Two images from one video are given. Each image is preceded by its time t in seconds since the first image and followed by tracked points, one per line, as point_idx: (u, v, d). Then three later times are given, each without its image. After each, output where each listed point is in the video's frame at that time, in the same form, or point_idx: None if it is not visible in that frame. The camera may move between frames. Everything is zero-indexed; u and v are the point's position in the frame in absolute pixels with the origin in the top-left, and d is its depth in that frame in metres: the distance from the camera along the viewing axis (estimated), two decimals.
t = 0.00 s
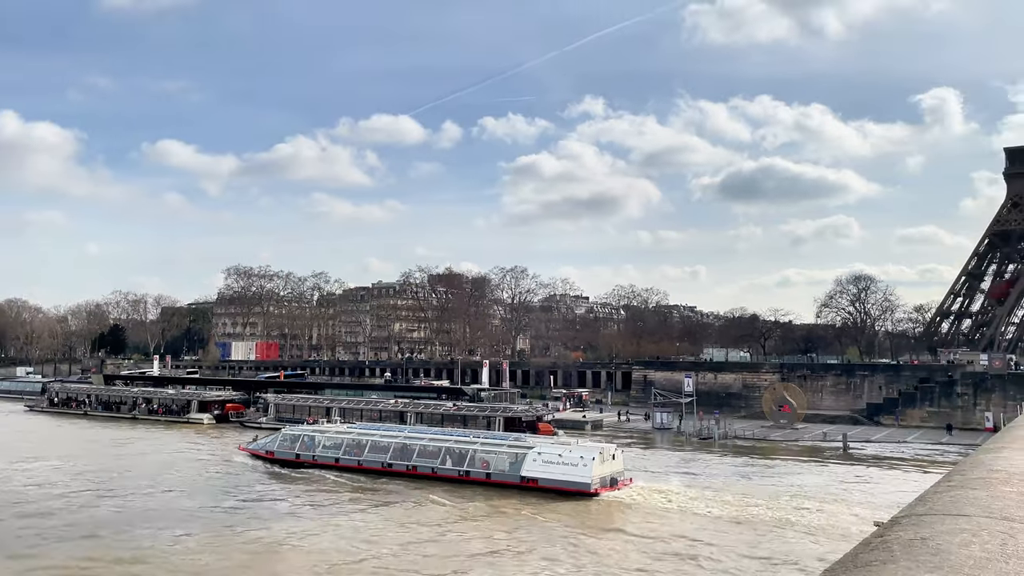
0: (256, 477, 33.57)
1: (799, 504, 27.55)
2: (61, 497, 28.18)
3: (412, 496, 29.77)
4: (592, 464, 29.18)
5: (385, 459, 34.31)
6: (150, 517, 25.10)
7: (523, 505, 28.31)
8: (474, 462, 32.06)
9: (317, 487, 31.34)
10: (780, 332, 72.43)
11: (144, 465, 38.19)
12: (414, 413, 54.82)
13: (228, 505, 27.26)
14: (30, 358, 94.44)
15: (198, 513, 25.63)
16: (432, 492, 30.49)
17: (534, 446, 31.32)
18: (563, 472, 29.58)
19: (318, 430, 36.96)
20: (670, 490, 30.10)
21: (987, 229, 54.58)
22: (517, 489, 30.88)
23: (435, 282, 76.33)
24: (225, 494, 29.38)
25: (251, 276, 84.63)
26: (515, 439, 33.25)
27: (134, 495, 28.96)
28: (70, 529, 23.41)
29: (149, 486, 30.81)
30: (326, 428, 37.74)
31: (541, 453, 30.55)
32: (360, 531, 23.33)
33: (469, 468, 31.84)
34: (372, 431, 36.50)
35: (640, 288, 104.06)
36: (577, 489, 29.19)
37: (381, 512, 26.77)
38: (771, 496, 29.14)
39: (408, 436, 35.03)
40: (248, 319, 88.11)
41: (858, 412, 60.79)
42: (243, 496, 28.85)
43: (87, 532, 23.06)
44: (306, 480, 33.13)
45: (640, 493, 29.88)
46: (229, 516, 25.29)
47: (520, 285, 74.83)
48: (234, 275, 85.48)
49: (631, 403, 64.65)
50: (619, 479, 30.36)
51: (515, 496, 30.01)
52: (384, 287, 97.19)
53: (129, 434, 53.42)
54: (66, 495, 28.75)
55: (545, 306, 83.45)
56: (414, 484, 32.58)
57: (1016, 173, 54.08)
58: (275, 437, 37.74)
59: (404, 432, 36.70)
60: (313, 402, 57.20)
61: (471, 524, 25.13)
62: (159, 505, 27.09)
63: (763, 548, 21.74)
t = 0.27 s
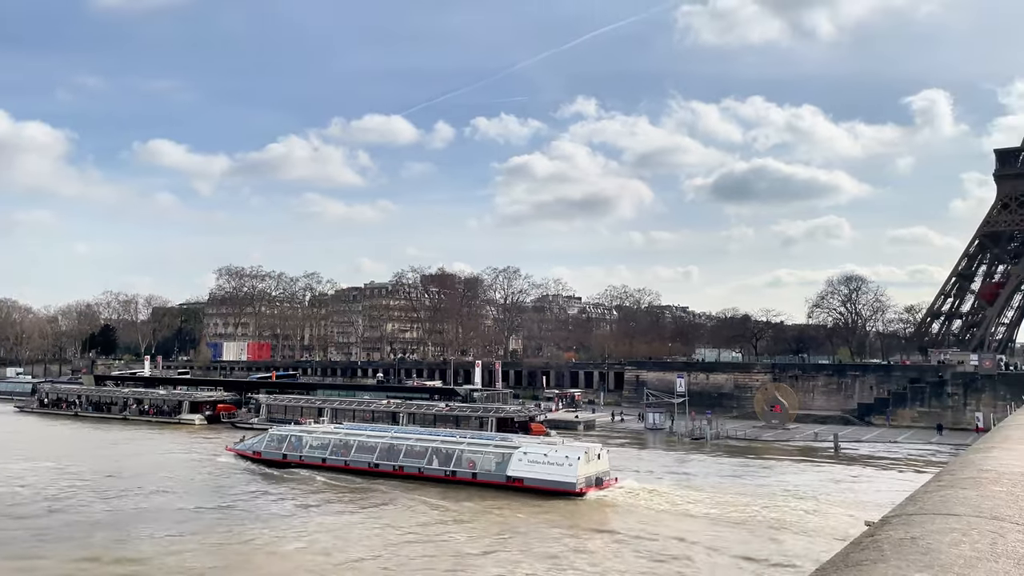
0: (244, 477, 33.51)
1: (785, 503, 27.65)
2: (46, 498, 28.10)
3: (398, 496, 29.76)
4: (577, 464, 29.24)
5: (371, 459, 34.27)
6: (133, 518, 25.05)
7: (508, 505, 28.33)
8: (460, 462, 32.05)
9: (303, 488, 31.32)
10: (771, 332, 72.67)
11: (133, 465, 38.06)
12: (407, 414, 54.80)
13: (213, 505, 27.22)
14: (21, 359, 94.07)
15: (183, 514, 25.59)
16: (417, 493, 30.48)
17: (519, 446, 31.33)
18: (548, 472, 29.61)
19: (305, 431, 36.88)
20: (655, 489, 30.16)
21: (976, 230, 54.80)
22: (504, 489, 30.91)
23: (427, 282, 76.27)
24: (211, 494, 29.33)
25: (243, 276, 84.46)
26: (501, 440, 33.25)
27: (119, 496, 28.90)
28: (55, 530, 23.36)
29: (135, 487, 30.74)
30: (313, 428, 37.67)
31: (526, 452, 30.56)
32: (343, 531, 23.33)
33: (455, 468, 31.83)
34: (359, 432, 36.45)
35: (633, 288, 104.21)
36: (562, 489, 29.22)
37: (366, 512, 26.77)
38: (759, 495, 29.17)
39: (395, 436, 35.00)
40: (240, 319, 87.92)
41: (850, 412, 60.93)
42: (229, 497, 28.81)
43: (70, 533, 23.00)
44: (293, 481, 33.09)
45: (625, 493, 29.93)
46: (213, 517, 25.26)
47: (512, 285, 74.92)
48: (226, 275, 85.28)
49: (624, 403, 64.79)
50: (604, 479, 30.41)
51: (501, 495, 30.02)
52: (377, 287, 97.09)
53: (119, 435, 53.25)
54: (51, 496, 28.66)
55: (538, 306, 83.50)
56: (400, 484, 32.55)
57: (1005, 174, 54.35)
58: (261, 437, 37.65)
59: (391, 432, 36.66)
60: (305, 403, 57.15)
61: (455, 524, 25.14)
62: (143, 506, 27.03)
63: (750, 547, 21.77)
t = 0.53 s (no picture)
0: (230, 478, 33.40)
1: (768, 503, 27.75)
2: (30, 499, 27.96)
3: (382, 496, 29.74)
4: (560, 464, 29.25)
5: (356, 459, 34.20)
6: (117, 519, 24.95)
7: (492, 504, 28.35)
8: (444, 462, 32.03)
9: (289, 488, 31.26)
10: (762, 332, 72.94)
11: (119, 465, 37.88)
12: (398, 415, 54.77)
13: (197, 506, 27.15)
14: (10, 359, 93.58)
15: (167, 515, 25.52)
16: (402, 493, 30.46)
17: (503, 445, 31.34)
18: (531, 472, 29.64)
19: (290, 431, 36.77)
20: (639, 489, 30.23)
21: (965, 232, 55.11)
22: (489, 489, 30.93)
23: (419, 283, 76.23)
24: (196, 495, 29.25)
25: (233, 276, 84.27)
26: (486, 439, 33.24)
27: (104, 496, 28.78)
28: (38, 531, 23.27)
29: (120, 487, 30.61)
30: (298, 428, 37.56)
31: (510, 452, 30.57)
32: (327, 532, 23.31)
33: (440, 468, 31.81)
34: (344, 432, 36.38)
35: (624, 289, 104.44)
36: (545, 489, 29.25)
37: (350, 512, 26.75)
38: (744, 495, 29.27)
39: (380, 436, 34.96)
40: (230, 320, 87.68)
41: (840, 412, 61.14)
42: (213, 497, 28.73)
43: (53, 534, 22.91)
44: (278, 481, 33.01)
45: (609, 492, 29.99)
46: (198, 517, 25.19)
47: (504, 286, 74.99)
48: (217, 275, 85.04)
49: (615, 404, 64.95)
50: (587, 478, 30.46)
51: (485, 495, 30.03)
52: (367, 287, 96.99)
53: (107, 436, 53.00)
54: (36, 497, 28.51)
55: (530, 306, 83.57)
56: (386, 484, 32.51)
57: (993, 175, 54.66)
58: (246, 437, 37.51)
59: (376, 432, 36.60)
60: (296, 403, 57.07)
61: (439, 524, 25.14)
62: (127, 506, 26.93)
63: (735, 547, 21.85)
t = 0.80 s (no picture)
0: (218, 478, 33.30)
1: (755, 502, 27.88)
2: (17, 500, 27.82)
3: (369, 496, 29.72)
4: (546, 463, 29.31)
5: (342, 459, 34.15)
6: (105, 519, 24.86)
7: (479, 504, 28.38)
8: (430, 461, 32.03)
9: (277, 488, 31.20)
10: (753, 333, 73.20)
11: (106, 466, 37.70)
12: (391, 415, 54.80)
13: (185, 506, 27.09)
14: None
15: (155, 515, 25.47)
16: (389, 493, 30.45)
17: (489, 445, 31.37)
18: (517, 472, 29.68)
19: (277, 431, 36.67)
20: (624, 488, 30.32)
21: (955, 232, 55.38)
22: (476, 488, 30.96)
23: (411, 283, 76.18)
24: (183, 495, 29.18)
25: (225, 276, 84.07)
26: (472, 439, 33.26)
27: (91, 496, 28.68)
28: (26, 532, 23.18)
29: (108, 488, 30.50)
30: (284, 429, 37.46)
31: (495, 452, 30.60)
32: (315, 532, 23.30)
33: (426, 468, 31.82)
34: (331, 432, 36.32)
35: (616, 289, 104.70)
36: (531, 488, 29.30)
37: (337, 512, 26.74)
38: (731, 494, 29.39)
39: (367, 436, 34.93)
40: (221, 320, 87.45)
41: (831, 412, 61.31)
42: (201, 498, 28.67)
43: (40, 534, 22.83)
44: (266, 482, 32.93)
45: (595, 492, 30.06)
46: (185, 518, 25.14)
47: (496, 286, 75.11)
48: (208, 276, 84.78)
49: (608, 404, 65.05)
50: (572, 477, 30.53)
51: (471, 495, 30.06)
52: (359, 287, 96.88)
53: (96, 436, 52.76)
54: (23, 497, 28.39)
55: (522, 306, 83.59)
56: (372, 484, 32.49)
57: (983, 177, 54.92)
58: (233, 437, 37.38)
59: (363, 432, 36.55)
60: (288, 403, 57.01)
61: (426, 524, 25.15)
62: (115, 507, 26.84)
63: (720, 546, 21.96)
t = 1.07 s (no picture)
0: (202, 478, 33.18)
1: (738, 501, 27.98)
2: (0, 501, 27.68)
3: (353, 496, 29.69)
4: (528, 463, 29.34)
5: (326, 459, 34.08)
6: (88, 520, 24.78)
7: (462, 504, 28.39)
8: (413, 461, 32.01)
9: (261, 488, 31.13)
10: (743, 333, 73.46)
11: (91, 466, 37.52)
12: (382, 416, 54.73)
13: (169, 506, 27.02)
14: None
15: (138, 515, 25.39)
16: (372, 493, 30.43)
17: (471, 445, 31.36)
18: (499, 471, 29.70)
19: (261, 431, 36.55)
20: (607, 488, 30.38)
21: (943, 233, 55.69)
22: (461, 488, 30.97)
23: (401, 283, 76.10)
24: (167, 495, 29.09)
25: (214, 276, 83.77)
26: (455, 439, 33.25)
27: (75, 497, 28.56)
28: (8, 533, 23.10)
29: (92, 488, 30.37)
30: (268, 429, 37.33)
31: (478, 451, 30.60)
32: (298, 532, 23.28)
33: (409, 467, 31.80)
34: (314, 432, 36.23)
35: (606, 289, 104.85)
36: (513, 488, 29.33)
37: (321, 512, 26.72)
38: (715, 494, 29.49)
39: (351, 436, 34.87)
40: (211, 319, 87.17)
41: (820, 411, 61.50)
42: (185, 498, 28.59)
43: (22, 535, 22.73)
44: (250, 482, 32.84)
45: (578, 491, 30.11)
46: (168, 518, 25.08)
47: (487, 286, 75.18)
48: (197, 276, 84.51)
49: (598, 403, 65.17)
50: (555, 476, 30.56)
51: (455, 494, 30.06)
52: (349, 287, 96.73)
53: (83, 437, 52.50)
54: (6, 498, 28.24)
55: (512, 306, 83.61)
56: (356, 483, 32.46)
57: (970, 177, 55.23)
58: (217, 437, 37.23)
59: (347, 432, 36.48)
60: (278, 403, 56.88)
61: (409, 523, 25.15)
62: (98, 508, 26.74)
63: (703, 545, 22.05)
